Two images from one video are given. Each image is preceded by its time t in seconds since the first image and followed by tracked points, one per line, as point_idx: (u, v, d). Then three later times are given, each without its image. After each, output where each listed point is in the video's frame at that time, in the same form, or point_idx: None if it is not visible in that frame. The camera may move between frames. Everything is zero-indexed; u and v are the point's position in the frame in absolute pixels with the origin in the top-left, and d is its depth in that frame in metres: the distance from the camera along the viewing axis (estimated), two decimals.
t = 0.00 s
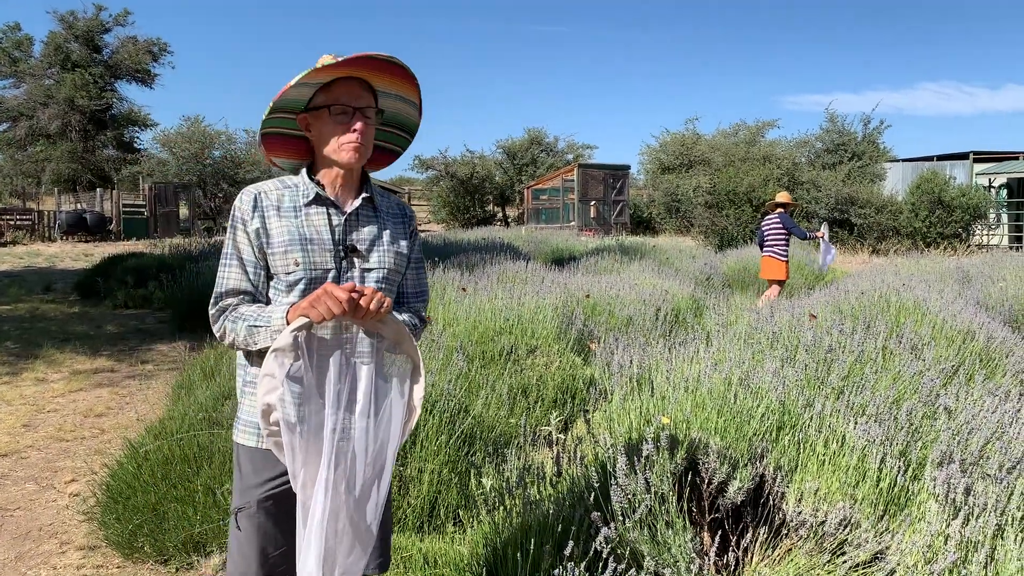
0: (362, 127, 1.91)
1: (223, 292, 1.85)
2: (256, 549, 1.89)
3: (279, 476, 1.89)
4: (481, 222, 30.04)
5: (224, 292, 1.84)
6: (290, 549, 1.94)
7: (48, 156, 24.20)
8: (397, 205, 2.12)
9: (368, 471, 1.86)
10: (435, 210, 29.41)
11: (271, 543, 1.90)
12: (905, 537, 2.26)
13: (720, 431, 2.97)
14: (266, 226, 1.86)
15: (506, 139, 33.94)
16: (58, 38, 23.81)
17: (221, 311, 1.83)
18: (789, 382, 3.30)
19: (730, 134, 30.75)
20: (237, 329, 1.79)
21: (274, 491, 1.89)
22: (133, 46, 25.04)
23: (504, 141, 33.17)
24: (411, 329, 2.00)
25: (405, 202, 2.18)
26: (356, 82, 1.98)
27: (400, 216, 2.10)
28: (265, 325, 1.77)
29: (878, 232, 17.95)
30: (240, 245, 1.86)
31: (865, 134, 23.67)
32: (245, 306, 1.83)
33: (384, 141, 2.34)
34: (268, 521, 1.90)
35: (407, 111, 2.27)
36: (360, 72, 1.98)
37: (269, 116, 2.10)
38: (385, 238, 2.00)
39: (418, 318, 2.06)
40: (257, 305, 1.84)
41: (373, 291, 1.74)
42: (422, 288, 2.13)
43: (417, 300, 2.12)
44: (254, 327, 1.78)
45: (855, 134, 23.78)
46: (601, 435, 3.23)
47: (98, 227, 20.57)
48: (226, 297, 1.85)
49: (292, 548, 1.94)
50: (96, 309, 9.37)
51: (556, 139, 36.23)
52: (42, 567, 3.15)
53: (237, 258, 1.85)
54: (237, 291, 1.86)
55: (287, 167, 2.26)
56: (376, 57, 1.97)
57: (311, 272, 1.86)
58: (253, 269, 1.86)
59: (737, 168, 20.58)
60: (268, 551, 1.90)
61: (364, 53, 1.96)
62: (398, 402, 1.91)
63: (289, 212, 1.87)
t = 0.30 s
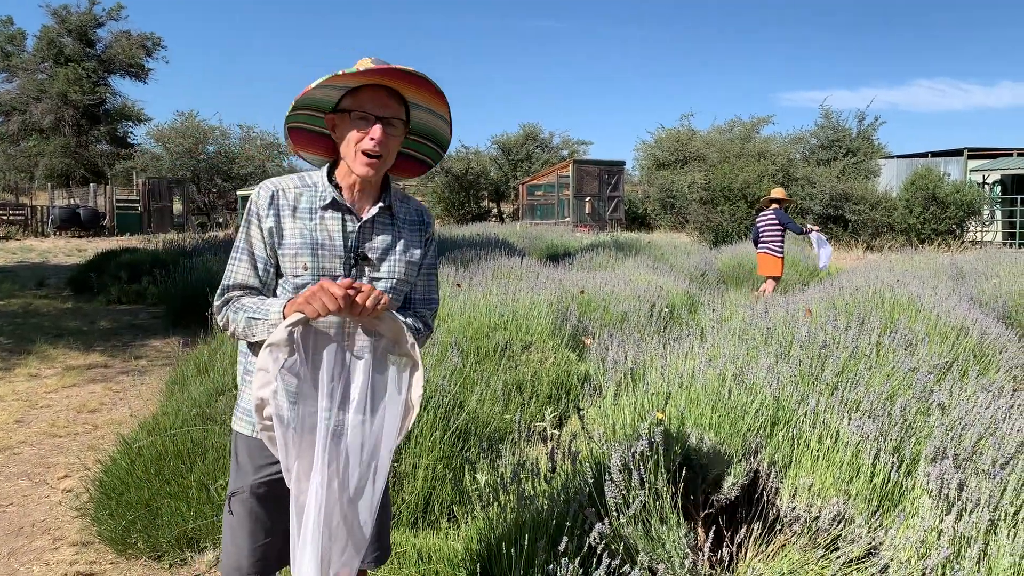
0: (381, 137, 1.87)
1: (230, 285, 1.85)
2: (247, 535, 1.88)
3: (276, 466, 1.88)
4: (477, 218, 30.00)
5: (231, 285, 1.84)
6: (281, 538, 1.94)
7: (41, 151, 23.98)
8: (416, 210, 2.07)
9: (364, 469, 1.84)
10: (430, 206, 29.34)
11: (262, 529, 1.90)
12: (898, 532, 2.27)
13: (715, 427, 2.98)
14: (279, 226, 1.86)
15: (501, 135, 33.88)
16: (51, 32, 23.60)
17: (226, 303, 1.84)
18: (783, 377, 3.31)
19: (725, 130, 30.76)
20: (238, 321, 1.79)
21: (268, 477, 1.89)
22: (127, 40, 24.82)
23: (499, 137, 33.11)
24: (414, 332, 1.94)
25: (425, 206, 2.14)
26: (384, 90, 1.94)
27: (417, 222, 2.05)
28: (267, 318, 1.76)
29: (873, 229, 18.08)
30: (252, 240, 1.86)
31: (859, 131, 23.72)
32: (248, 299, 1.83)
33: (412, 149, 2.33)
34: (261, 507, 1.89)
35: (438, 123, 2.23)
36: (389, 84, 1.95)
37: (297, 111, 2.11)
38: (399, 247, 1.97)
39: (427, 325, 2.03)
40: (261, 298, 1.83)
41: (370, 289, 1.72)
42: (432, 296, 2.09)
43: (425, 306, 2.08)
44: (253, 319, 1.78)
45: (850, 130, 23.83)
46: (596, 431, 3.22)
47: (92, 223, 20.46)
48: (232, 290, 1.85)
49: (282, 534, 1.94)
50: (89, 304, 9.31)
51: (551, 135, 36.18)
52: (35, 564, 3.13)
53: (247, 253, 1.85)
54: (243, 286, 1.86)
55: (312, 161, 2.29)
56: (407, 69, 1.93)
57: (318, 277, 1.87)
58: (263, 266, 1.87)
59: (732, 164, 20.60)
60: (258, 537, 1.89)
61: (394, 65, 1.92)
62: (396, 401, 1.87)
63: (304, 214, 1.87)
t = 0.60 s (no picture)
0: (386, 135, 1.85)
1: (224, 276, 1.84)
2: (237, 530, 1.87)
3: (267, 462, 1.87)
4: (472, 212, 29.94)
5: (225, 276, 1.83)
6: (273, 534, 1.92)
7: (33, 144, 23.81)
8: (416, 209, 2.04)
9: (355, 463, 1.83)
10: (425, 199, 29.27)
11: (253, 525, 1.88)
12: (892, 526, 2.28)
13: (709, 421, 2.98)
14: (276, 219, 1.85)
15: (496, 128, 33.80)
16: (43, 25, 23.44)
17: (220, 293, 1.83)
18: (777, 371, 3.30)
19: (720, 124, 30.76)
20: (229, 312, 1.79)
21: (261, 475, 1.87)
22: (120, 33, 24.65)
23: (494, 131, 33.04)
24: (409, 331, 1.93)
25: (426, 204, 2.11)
26: (393, 89, 1.92)
27: (417, 221, 2.03)
28: (258, 311, 1.75)
29: (867, 223, 17.97)
30: (249, 231, 1.86)
31: (854, 125, 23.75)
32: (241, 291, 1.82)
33: (416, 149, 2.31)
34: (252, 504, 1.88)
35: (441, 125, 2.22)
36: (398, 83, 1.93)
37: (302, 102, 2.09)
38: (397, 246, 1.94)
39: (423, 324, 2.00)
40: (253, 290, 1.82)
41: (360, 283, 1.70)
42: (429, 297, 2.06)
43: (423, 305, 2.05)
44: (244, 312, 1.77)
45: (844, 124, 23.85)
46: (590, 425, 3.21)
47: (85, 217, 20.33)
48: (226, 281, 1.84)
49: (274, 531, 1.92)
50: (82, 298, 9.26)
51: (546, 129, 36.13)
52: (28, 558, 3.11)
53: (243, 244, 1.85)
54: (237, 277, 1.85)
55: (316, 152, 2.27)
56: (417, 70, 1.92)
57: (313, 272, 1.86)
58: (258, 258, 1.86)
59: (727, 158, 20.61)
60: (249, 533, 1.88)
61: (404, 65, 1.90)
62: (388, 395, 1.86)
63: (302, 208, 1.86)
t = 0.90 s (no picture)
0: (373, 125, 1.83)
1: (216, 268, 1.83)
2: (231, 525, 1.86)
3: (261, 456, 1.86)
4: (467, 206, 29.88)
5: (216, 268, 1.82)
6: (268, 529, 1.91)
7: (26, 138, 23.63)
8: (408, 200, 2.02)
9: (347, 457, 1.81)
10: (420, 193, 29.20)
11: (248, 520, 1.87)
12: (886, 518, 2.28)
13: (704, 414, 2.98)
14: (266, 209, 1.83)
15: (491, 121, 33.71)
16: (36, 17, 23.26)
17: (212, 286, 1.82)
18: (772, 364, 3.30)
19: (715, 117, 30.75)
20: (220, 305, 1.77)
21: (255, 469, 1.86)
22: (113, 26, 24.47)
23: (489, 124, 32.96)
24: (403, 322, 1.91)
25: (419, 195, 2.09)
26: (379, 78, 1.91)
27: (410, 213, 2.01)
28: (248, 304, 1.74)
29: (862, 216, 18.20)
30: (240, 223, 1.84)
31: (849, 118, 23.78)
32: (233, 283, 1.81)
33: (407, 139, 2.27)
34: (247, 498, 1.87)
35: (430, 112, 2.18)
36: (383, 73, 1.91)
37: (288, 94, 2.08)
38: (388, 237, 1.93)
39: (418, 314, 1.98)
40: (245, 283, 1.81)
41: (352, 275, 1.70)
42: (422, 288, 2.04)
43: (416, 296, 2.04)
44: (235, 305, 1.76)
45: (839, 118, 23.86)
46: (586, 419, 3.20)
47: (79, 210, 20.22)
48: (218, 274, 1.83)
49: (269, 526, 1.91)
50: (76, 292, 9.21)
51: (541, 122, 36.07)
52: (22, 553, 3.10)
53: (234, 236, 1.83)
54: (229, 269, 1.83)
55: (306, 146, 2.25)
56: (401, 57, 1.90)
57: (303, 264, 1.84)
58: (249, 250, 1.84)
59: (723, 151, 20.60)
60: (244, 528, 1.86)
61: (387, 52, 1.88)
62: (380, 388, 1.84)
63: (292, 198, 1.84)
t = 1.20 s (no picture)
0: (343, 102, 1.82)
1: (208, 259, 1.83)
2: (222, 518, 1.85)
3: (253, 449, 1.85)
4: (464, 199, 29.83)
5: (209, 259, 1.82)
6: (260, 523, 1.90)
7: (21, 132, 23.52)
8: (400, 187, 2.01)
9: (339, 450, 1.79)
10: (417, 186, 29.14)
11: (238, 514, 1.86)
12: (882, 511, 2.28)
13: (700, 408, 2.98)
14: (256, 197, 1.84)
15: (488, 115, 33.62)
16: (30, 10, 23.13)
17: (205, 277, 1.82)
18: (768, 358, 3.30)
19: (712, 111, 30.71)
20: (214, 297, 1.78)
21: (246, 462, 1.85)
22: (108, 19, 24.35)
23: (486, 118, 32.89)
24: (400, 313, 1.90)
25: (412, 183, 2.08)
26: (345, 55, 1.89)
27: (401, 199, 1.99)
28: (239, 296, 1.74)
29: (858, 210, 18.24)
30: (230, 213, 1.84)
31: (846, 111, 23.77)
32: (226, 274, 1.81)
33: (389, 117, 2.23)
34: (237, 492, 1.86)
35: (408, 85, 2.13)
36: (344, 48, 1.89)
37: (263, 89, 2.11)
38: (378, 221, 1.91)
39: (413, 303, 1.96)
40: (238, 274, 1.81)
41: (344, 269, 1.67)
42: (417, 277, 2.02)
43: (412, 284, 2.02)
44: (228, 297, 1.76)
45: (836, 111, 23.85)
46: (583, 412, 3.20)
47: (75, 204, 20.13)
48: (210, 264, 1.83)
49: (260, 520, 1.90)
50: (72, 287, 9.18)
51: (538, 116, 36.00)
52: (18, 547, 3.09)
53: (226, 226, 1.84)
54: (221, 259, 1.83)
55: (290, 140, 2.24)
56: (359, 28, 1.88)
57: (292, 249, 1.83)
58: (240, 240, 1.84)
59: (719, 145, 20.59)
60: (234, 522, 1.85)
61: (344, 26, 1.87)
62: (373, 381, 1.82)
63: (280, 185, 1.84)
